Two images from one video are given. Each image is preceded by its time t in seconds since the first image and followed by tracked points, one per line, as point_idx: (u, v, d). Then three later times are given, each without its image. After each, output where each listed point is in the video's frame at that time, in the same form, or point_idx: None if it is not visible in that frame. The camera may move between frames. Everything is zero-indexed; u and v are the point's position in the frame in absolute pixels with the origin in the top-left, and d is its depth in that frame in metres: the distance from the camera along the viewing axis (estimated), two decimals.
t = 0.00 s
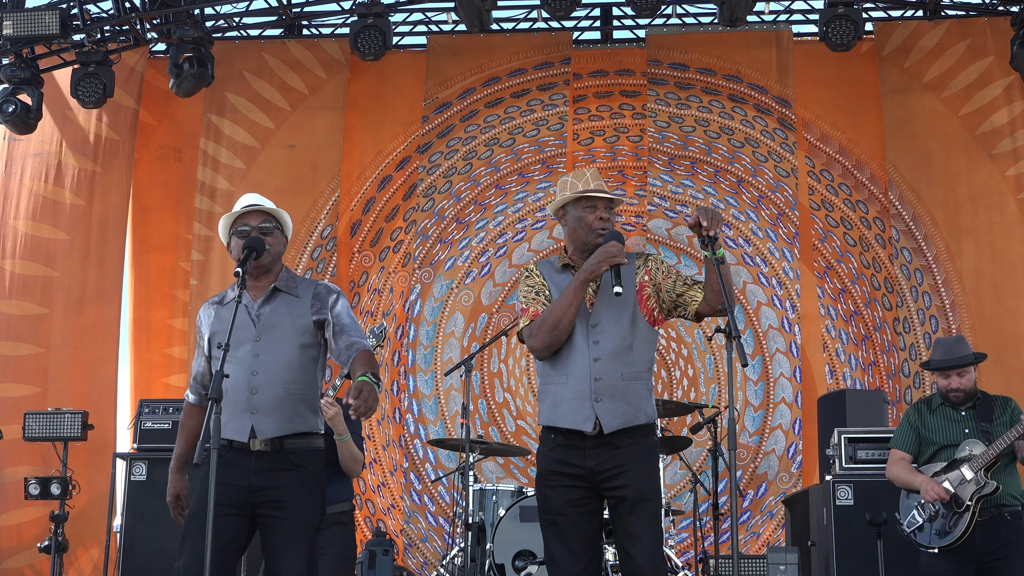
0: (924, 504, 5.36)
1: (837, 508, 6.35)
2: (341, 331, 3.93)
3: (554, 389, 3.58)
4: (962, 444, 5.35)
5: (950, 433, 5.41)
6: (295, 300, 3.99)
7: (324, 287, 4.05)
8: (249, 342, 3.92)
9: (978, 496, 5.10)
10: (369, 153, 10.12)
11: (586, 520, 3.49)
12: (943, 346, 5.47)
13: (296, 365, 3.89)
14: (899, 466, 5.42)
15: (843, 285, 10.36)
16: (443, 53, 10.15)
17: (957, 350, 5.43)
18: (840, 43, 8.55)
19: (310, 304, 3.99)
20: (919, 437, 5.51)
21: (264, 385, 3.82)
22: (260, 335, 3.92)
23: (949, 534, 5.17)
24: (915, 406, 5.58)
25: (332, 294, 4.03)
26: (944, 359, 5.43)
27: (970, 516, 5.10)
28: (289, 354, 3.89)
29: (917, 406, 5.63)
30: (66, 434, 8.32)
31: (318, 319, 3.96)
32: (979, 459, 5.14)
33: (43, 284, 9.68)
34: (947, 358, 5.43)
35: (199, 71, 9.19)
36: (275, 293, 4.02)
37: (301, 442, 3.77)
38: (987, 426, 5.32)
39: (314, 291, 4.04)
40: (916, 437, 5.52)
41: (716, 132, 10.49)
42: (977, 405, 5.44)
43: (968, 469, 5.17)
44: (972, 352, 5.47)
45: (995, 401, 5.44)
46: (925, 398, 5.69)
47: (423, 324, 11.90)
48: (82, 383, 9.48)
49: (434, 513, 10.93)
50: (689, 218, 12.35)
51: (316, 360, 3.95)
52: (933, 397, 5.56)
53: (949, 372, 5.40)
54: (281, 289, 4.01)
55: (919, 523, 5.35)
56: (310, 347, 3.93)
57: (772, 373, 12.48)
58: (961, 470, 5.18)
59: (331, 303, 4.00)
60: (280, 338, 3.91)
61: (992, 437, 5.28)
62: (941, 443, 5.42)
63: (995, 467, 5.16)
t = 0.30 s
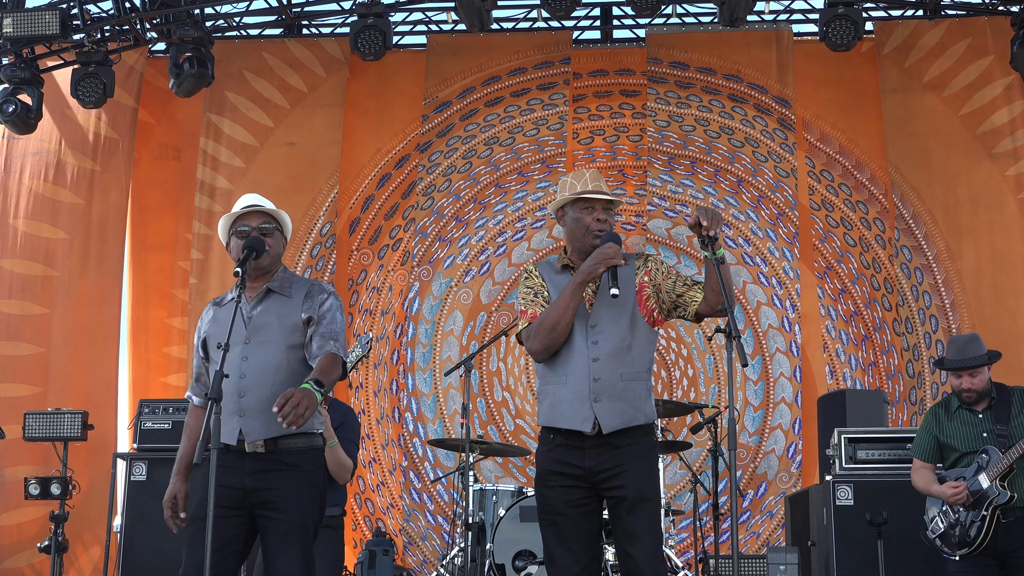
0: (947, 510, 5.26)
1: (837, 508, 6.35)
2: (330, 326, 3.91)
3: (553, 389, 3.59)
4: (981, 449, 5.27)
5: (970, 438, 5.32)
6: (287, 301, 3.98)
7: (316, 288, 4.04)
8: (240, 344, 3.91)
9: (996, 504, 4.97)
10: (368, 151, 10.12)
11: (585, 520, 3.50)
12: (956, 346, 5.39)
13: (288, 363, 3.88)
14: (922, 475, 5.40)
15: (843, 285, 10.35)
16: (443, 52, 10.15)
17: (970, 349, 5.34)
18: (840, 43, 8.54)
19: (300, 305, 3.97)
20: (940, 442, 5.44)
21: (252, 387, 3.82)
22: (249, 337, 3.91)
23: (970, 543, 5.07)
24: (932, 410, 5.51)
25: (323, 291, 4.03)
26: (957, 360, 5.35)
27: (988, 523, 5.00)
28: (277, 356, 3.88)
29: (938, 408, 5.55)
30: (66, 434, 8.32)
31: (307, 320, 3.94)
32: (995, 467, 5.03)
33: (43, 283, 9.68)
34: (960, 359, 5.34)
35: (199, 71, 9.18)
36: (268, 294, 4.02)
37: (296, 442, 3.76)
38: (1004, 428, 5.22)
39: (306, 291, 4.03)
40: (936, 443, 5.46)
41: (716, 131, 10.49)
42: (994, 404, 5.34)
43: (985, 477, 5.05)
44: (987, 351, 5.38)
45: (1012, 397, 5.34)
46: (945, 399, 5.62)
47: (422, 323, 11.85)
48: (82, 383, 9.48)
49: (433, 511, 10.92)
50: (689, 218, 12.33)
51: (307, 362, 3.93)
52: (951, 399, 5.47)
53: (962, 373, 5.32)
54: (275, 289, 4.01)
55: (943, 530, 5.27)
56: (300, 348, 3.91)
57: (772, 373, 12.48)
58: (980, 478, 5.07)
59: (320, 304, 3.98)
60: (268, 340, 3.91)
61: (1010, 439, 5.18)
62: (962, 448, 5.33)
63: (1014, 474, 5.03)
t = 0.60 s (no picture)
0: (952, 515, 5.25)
1: (837, 508, 6.35)
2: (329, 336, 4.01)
3: (553, 389, 3.58)
4: (983, 455, 5.26)
5: (970, 444, 5.32)
6: (286, 303, 4.01)
7: (313, 293, 4.09)
8: (239, 344, 3.90)
9: (997, 511, 4.97)
10: (368, 150, 10.12)
11: (584, 520, 3.50)
12: (959, 351, 5.37)
13: (286, 366, 3.90)
14: (928, 479, 5.43)
15: (844, 286, 10.20)
16: (443, 51, 10.16)
17: (975, 355, 5.33)
18: (840, 43, 8.54)
19: (301, 309, 4.02)
20: (942, 447, 5.45)
21: (255, 384, 3.83)
22: (252, 335, 3.92)
23: (973, 549, 5.07)
24: (935, 414, 5.50)
25: (317, 297, 4.09)
26: (960, 365, 5.34)
27: (990, 530, 5.00)
28: (281, 356, 3.91)
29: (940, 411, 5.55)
30: (66, 434, 8.32)
31: (307, 325, 4.00)
32: (996, 474, 5.03)
33: (42, 283, 9.69)
34: (964, 364, 5.34)
35: (199, 71, 9.18)
36: (266, 294, 4.03)
37: (288, 441, 3.80)
38: (1004, 434, 5.21)
39: (304, 295, 4.07)
40: (939, 449, 5.46)
41: (716, 131, 10.46)
42: (995, 409, 5.34)
43: (987, 484, 5.06)
44: (990, 356, 5.37)
45: (1013, 400, 5.33)
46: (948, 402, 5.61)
47: (420, 320, 11.86)
48: (81, 382, 9.49)
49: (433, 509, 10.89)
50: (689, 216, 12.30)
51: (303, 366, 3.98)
52: (954, 404, 5.47)
53: (963, 378, 5.33)
54: (273, 290, 4.02)
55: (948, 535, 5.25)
56: (300, 351, 3.96)
57: (772, 372, 12.48)
58: (983, 486, 5.08)
59: (319, 312, 4.05)
60: (272, 339, 3.93)
61: (1011, 445, 5.18)
62: (964, 454, 5.34)
63: (1015, 482, 5.02)
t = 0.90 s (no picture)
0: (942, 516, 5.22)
1: (837, 508, 6.35)
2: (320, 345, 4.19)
3: (552, 389, 3.58)
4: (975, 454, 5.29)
5: (962, 443, 5.34)
6: (282, 307, 4.06)
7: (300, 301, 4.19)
8: (241, 345, 3.89)
9: (989, 510, 5.01)
10: (367, 150, 10.10)
11: (584, 520, 3.50)
12: (955, 349, 5.38)
13: (286, 370, 3.93)
14: (919, 478, 5.46)
15: (843, 287, 10.40)
16: (443, 50, 10.16)
17: (970, 353, 5.33)
18: (840, 43, 8.54)
19: (295, 314, 4.10)
20: (933, 444, 5.46)
21: (261, 383, 3.84)
22: (254, 335, 3.92)
23: (964, 548, 5.10)
24: (927, 412, 5.51)
25: (306, 308, 4.17)
26: (955, 364, 5.33)
27: (982, 531, 5.03)
28: (281, 358, 3.94)
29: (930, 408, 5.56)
30: (66, 434, 8.32)
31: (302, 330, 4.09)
32: (989, 474, 5.08)
33: (41, 282, 9.69)
34: (959, 363, 5.33)
35: (199, 71, 9.18)
36: (262, 296, 4.04)
37: (284, 443, 3.82)
38: (997, 433, 5.23)
39: (295, 302, 4.15)
40: (931, 447, 5.47)
41: (716, 129, 10.50)
42: (988, 408, 5.35)
43: (979, 483, 5.10)
44: (984, 354, 5.37)
45: (1006, 399, 5.35)
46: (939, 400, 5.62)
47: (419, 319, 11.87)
48: (80, 382, 9.49)
49: (433, 508, 10.90)
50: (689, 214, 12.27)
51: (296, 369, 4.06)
52: (945, 402, 5.47)
53: (958, 377, 5.33)
54: (268, 293, 4.06)
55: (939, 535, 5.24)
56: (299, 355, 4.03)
57: (771, 371, 12.47)
58: (974, 484, 5.12)
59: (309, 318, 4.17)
60: (274, 340, 3.95)
61: (1003, 445, 5.20)
62: (954, 452, 5.36)
63: (1008, 481, 5.07)
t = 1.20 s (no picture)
0: (916, 509, 5.40)
1: (837, 508, 6.35)
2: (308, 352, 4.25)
3: (552, 389, 3.58)
4: (954, 450, 5.35)
5: (941, 439, 5.40)
6: (282, 309, 4.11)
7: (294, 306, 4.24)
8: (251, 342, 3.90)
9: (967, 507, 5.12)
10: (367, 148, 10.11)
11: (583, 520, 3.50)
12: (937, 348, 5.42)
13: (288, 372, 3.99)
14: (891, 470, 5.49)
15: (843, 286, 10.33)
16: (443, 49, 10.15)
17: (951, 351, 5.38)
18: (840, 43, 8.54)
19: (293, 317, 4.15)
20: (910, 439, 5.51)
21: (272, 382, 3.88)
22: (260, 335, 3.93)
23: (936, 542, 5.22)
24: (908, 406, 5.56)
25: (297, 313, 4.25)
26: (937, 362, 5.39)
27: (960, 526, 5.13)
28: (284, 359, 3.98)
29: (908, 404, 5.61)
30: (66, 434, 8.32)
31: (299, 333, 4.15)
32: (971, 471, 5.14)
33: (40, 280, 9.68)
34: (940, 361, 5.38)
35: (199, 71, 9.17)
36: (263, 298, 4.07)
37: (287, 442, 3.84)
38: (978, 432, 5.31)
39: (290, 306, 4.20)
40: (908, 439, 5.53)
41: (716, 127, 10.51)
42: (969, 407, 5.41)
43: (960, 479, 5.17)
44: (966, 352, 5.43)
45: (987, 400, 5.42)
46: (916, 395, 5.66)
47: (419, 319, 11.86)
48: (79, 381, 9.49)
49: (433, 508, 10.88)
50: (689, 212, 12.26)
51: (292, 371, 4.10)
52: (925, 397, 5.52)
53: (942, 374, 5.37)
54: (268, 295, 4.09)
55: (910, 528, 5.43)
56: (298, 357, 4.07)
57: (771, 370, 12.46)
58: (954, 480, 5.20)
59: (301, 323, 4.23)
60: (277, 342, 3.99)
61: (985, 443, 5.29)
62: (932, 448, 5.42)
63: (988, 479, 5.17)
